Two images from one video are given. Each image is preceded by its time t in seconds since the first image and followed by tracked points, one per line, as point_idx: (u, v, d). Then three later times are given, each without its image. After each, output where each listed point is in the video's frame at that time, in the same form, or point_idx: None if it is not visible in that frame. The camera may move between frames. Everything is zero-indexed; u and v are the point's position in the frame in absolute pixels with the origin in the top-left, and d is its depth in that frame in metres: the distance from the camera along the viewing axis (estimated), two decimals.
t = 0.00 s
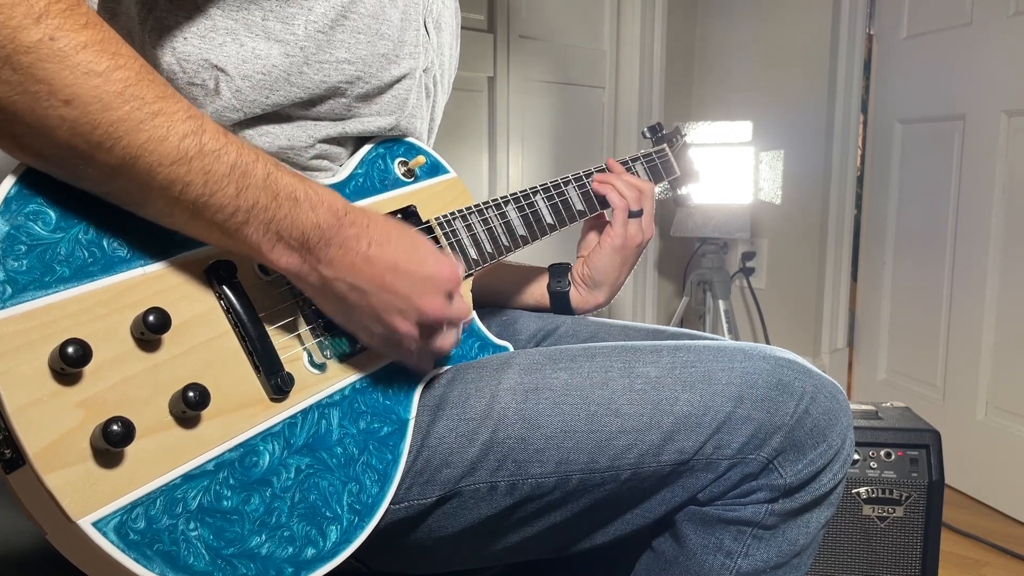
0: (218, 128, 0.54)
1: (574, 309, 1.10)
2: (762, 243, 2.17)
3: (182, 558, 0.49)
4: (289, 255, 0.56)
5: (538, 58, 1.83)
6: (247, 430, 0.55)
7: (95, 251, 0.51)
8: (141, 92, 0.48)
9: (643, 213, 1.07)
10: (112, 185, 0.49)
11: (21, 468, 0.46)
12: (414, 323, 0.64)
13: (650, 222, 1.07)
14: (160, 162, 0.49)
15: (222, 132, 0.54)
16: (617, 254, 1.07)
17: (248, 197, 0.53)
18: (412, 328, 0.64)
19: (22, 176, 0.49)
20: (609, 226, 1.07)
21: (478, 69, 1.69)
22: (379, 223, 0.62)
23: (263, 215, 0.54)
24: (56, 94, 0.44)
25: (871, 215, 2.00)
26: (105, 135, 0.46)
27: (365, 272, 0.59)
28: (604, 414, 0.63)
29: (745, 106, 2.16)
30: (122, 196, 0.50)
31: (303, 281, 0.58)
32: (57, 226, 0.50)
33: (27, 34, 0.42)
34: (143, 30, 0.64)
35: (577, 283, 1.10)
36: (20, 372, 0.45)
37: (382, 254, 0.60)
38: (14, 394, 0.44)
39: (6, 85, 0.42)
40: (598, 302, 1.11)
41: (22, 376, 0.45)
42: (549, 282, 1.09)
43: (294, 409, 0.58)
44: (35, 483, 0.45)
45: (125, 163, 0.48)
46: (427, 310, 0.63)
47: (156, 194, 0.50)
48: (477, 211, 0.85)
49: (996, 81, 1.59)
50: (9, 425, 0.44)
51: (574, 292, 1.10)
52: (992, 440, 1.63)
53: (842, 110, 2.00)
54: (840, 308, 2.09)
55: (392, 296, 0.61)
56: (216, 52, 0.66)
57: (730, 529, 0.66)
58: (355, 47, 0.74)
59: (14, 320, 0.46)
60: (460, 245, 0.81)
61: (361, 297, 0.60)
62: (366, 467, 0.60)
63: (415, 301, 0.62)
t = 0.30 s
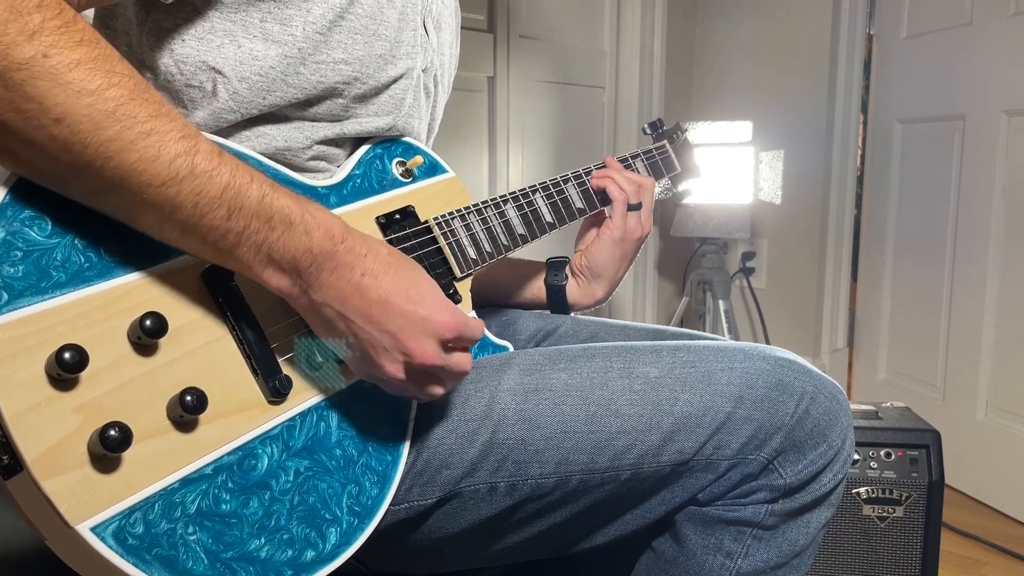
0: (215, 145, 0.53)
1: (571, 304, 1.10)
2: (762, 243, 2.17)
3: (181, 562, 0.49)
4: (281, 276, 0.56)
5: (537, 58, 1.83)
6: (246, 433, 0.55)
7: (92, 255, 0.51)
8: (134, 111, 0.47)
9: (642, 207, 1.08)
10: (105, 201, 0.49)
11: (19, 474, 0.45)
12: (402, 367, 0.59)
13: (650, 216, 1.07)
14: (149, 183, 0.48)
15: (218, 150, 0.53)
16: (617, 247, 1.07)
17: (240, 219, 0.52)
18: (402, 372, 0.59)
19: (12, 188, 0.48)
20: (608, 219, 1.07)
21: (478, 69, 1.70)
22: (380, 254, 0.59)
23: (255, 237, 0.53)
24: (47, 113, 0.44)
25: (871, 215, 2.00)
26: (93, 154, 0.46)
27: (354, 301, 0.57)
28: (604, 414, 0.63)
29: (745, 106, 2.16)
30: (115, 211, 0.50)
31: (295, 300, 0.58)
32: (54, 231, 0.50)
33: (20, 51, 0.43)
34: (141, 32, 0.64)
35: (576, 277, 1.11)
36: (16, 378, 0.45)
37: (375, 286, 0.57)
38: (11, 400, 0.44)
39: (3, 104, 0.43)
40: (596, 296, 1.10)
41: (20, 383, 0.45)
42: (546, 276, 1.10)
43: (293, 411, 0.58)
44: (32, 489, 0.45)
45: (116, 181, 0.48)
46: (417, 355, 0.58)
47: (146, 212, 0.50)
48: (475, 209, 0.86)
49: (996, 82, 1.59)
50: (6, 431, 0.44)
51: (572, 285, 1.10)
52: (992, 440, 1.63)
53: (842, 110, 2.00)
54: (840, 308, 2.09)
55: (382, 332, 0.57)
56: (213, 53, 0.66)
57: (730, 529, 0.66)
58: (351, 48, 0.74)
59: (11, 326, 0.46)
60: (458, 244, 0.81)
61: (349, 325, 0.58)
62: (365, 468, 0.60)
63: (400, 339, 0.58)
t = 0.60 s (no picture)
0: (215, 145, 0.53)
1: (571, 304, 1.10)
2: (762, 243, 2.17)
3: (180, 562, 0.49)
4: (284, 276, 0.56)
5: (537, 58, 1.83)
6: (246, 433, 0.55)
7: (92, 255, 0.51)
8: (132, 110, 0.47)
9: (644, 208, 1.08)
10: (105, 201, 0.49)
11: (18, 473, 0.45)
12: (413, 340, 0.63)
13: (651, 217, 1.07)
14: (148, 183, 0.48)
15: (217, 149, 0.53)
16: (618, 247, 1.07)
17: (241, 219, 0.52)
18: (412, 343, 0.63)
19: (15, 183, 0.48)
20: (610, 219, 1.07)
21: (478, 69, 1.70)
22: (381, 244, 0.60)
23: (256, 237, 0.53)
24: (46, 112, 0.44)
25: (871, 215, 2.00)
26: (93, 154, 0.46)
27: (364, 293, 0.58)
28: (604, 415, 0.63)
29: (745, 106, 2.16)
30: (115, 210, 0.50)
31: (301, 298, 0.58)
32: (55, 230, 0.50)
33: (16, 51, 0.42)
34: (141, 32, 0.64)
35: (576, 276, 1.11)
36: (15, 377, 0.45)
37: (382, 277, 0.59)
38: (10, 400, 0.44)
39: None
40: (597, 296, 1.11)
41: (20, 382, 0.45)
42: (547, 276, 1.10)
43: (293, 411, 0.58)
44: (31, 488, 0.45)
45: (115, 182, 0.47)
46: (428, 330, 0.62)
47: (146, 212, 0.50)
48: (478, 210, 0.85)
49: (996, 82, 1.59)
50: (5, 430, 0.44)
51: (573, 285, 1.10)
52: (992, 440, 1.63)
53: (842, 110, 2.00)
54: (840, 308, 2.09)
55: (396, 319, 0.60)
56: (214, 52, 0.66)
57: (731, 529, 0.66)
58: (353, 46, 0.74)
59: (10, 325, 0.46)
60: (460, 244, 0.81)
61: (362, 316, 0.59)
62: (365, 469, 0.60)
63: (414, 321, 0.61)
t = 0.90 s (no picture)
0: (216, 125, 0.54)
1: (571, 305, 1.10)
2: (762, 244, 2.17)
3: (177, 562, 0.49)
4: (293, 249, 0.55)
5: (537, 58, 1.83)
6: (245, 433, 0.55)
7: (90, 254, 0.51)
8: (136, 90, 0.48)
9: (644, 208, 1.07)
10: (111, 185, 0.48)
11: (15, 472, 0.45)
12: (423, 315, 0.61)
13: (651, 218, 1.07)
14: (157, 158, 0.48)
15: (219, 129, 0.53)
16: (619, 248, 1.07)
17: (247, 191, 0.53)
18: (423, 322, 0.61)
19: (16, 181, 0.49)
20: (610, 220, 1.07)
21: (478, 69, 1.70)
22: (380, 217, 0.61)
23: (263, 209, 0.54)
24: (51, 96, 0.44)
25: (871, 215, 2.00)
26: (100, 134, 0.46)
27: (371, 260, 0.58)
28: (604, 416, 0.63)
29: (745, 107, 2.16)
30: (121, 196, 0.49)
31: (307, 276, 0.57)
32: (52, 230, 0.50)
33: (19, 38, 0.42)
34: (139, 33, 0.65)
35: (577, 277, 1.11)
36: (12, 377, 0.45)
37: (387, 244, 0.59)
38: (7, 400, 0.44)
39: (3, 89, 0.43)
40: (597, 297, 1.10)
41: (16, 381, 0.45)
42: (547, 277, 1.09)
43: (291, 411, 0.58)
44: (28, 487, 0.45)
45: (122, 161, 0.47)
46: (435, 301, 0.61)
47: (154, 192, 0.49)
48: (477, 210, 0.85)
49: (996, 82, 1.59)
50: (2, 429, 0.44)
51: (573, 285, 1.10)
52: (992, 440, 1.63)
53: (842, 110, 2.00)
54: (840, 308, 2.09)
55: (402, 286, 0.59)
56: (212, 54, 0.66)
57: (730, 530, 0.65)
58: (351, 48, 0.74)
59: (8, 324, 0.46)
60: (459, 245, 0.81)
61: (369, 289, 0.58)
62: (363, 469, 0.60)
63: (420, 287, 0.60)
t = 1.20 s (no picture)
0: (225, 136, 0.54)
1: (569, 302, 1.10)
2: (762, 243, 2.17)
3: (177, 562, 0.49)
4: (289, 261, 0.57)
5: (537, 58, 1.83)
6: (246, 434, 0.55)
7: (91, 256, 0.51)
8: (151, 102, 0.48)
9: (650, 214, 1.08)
10: (120, 190, 0.49)
11: (17, 474, 0.45)
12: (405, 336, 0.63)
13: (656, 225, 1.08)
14: (168, 171, 0.49)
15: (228, 139, 0.54)
16: (620, 252, 1.07)
17: (252, 207, 0.54)
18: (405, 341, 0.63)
19: (18, 182, 0.49)
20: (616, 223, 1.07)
21: (478, 69, 1.70)
22: (379, 233, 0.61)
23: (266, 224, 0.55)
24: (68, 105, 0.44)
25: (871, 215, 2.00)
26: (114, 144, 0.46)
27: (356, 281, 0.59)
28: (604, 414, 0.63)
29: (745, 107, 2.16)
30: (127, 201, 0.50)
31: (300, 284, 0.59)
32: (53, 232, 0.50)
33: (39, 44, 0.42)
34: (141, 30, 0.64)
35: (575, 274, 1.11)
36: (13, 380, 0.45)
37: (376, 266, 0.59)
38: (7, 402, 0.44)
39: (18, 94, 0.42)
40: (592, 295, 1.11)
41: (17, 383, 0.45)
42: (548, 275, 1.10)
43: (291, 412, 0.58)
44: (30, 489, 0.45)
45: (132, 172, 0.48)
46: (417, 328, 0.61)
47: (161, 202, 0.50)
48: (479, 208, 0.85)
49: (996, 82, 1.59)
50: (3, 432, 0.44)
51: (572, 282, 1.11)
52: (992, 440, 1.63)
53: (842, 109, 2.00)
54: (840, 308, 2.10)
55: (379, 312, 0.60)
56: (213, 51, 0.66)
57: (730, 529, 0.66)
58: (352, 46, 0.74)
59: (9, 327, 0.46)
60: (461, 244, 0.81)
61: (352, 304, 0.60)
62: (364, 469, 0.60)
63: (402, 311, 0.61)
